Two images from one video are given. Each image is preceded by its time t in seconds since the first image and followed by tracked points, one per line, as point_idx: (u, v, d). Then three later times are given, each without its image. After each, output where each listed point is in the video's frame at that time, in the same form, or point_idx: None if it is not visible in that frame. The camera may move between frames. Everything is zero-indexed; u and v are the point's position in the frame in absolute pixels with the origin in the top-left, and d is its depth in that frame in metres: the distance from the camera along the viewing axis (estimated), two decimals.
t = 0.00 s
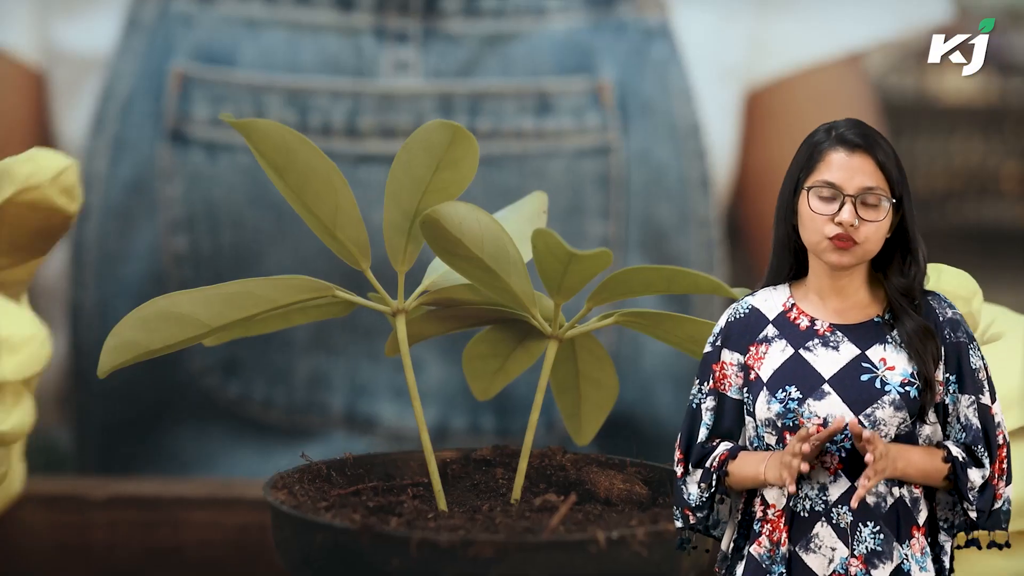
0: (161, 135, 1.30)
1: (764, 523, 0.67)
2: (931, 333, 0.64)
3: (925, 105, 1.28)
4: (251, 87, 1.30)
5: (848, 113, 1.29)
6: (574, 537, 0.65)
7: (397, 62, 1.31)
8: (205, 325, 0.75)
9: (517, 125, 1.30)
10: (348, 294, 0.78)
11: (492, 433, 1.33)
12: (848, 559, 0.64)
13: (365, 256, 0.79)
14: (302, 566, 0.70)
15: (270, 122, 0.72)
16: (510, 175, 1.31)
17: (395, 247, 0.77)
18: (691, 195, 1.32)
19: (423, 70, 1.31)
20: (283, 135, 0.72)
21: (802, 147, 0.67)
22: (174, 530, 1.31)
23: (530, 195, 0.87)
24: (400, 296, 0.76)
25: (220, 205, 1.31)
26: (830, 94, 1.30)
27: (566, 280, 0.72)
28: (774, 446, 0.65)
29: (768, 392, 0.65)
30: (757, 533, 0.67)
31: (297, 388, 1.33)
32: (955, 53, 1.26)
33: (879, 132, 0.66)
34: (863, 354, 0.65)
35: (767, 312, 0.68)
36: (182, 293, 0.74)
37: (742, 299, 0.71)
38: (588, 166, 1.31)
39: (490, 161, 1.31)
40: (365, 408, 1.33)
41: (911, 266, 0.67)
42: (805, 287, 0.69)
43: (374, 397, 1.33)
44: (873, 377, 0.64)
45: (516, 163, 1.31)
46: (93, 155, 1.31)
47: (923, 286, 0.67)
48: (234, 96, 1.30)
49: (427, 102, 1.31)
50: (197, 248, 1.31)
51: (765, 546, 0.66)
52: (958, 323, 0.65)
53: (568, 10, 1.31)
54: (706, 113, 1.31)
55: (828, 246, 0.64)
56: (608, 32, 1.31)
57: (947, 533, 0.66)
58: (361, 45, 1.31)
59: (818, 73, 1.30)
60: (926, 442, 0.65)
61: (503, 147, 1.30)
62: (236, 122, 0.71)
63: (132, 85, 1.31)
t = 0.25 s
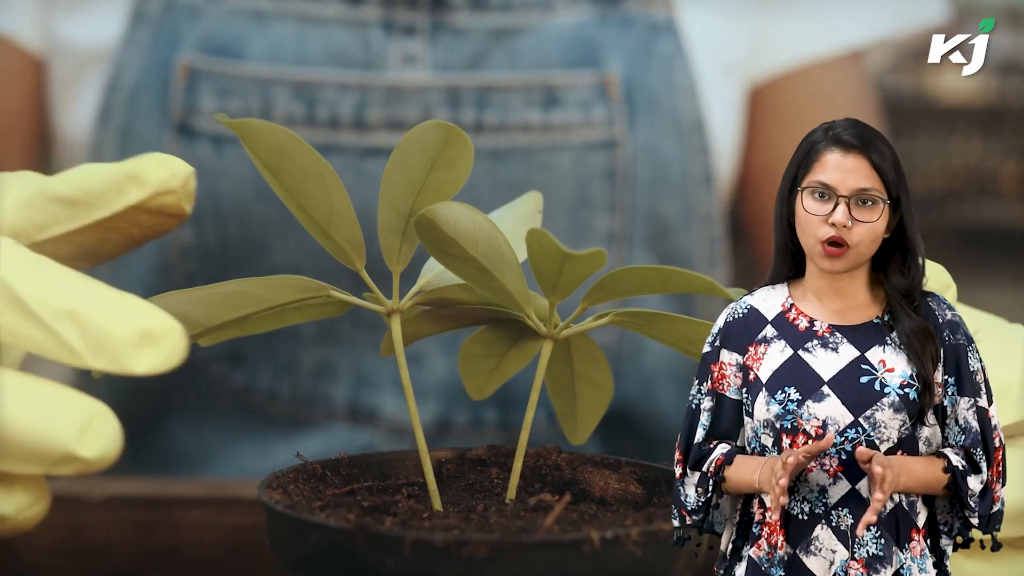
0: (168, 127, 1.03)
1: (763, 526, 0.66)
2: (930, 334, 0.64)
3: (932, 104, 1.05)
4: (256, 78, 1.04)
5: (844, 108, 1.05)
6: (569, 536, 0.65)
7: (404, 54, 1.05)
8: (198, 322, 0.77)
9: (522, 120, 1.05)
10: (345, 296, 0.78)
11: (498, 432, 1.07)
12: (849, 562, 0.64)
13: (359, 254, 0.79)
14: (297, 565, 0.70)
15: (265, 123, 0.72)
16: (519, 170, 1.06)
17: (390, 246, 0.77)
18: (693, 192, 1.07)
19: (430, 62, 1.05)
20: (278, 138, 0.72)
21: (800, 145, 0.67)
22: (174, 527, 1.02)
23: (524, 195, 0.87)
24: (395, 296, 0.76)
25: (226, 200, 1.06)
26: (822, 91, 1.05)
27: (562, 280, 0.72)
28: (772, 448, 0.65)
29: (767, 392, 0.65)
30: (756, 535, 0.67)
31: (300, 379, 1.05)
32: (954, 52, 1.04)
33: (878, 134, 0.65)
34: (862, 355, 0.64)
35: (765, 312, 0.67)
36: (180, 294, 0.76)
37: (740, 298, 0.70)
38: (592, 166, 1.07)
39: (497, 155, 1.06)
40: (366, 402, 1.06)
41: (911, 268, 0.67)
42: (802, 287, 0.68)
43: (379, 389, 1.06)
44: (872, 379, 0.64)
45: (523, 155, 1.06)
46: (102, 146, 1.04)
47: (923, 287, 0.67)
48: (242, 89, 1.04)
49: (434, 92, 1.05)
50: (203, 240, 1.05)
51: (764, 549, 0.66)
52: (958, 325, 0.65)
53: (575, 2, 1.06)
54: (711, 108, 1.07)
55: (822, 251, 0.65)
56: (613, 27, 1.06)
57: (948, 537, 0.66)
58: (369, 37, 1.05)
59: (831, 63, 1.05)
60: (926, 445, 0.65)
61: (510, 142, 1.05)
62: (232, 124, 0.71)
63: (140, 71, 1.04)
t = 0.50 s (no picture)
0: (172, 124, 1.01)
1: (763, 520, 0.67)
2: (928, 334, 0.64)
3: (931, 104, 1.03)
4: (262, 75, 1.01)
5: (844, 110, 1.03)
6: (565, 535, 0.65)
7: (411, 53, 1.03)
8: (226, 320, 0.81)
9: (527, 117, 1.03)
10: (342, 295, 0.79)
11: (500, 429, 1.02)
12: (846, 558, 0.64)
13: (356, 254, 0.80)
14: (293, 563, 0.70)
15: (262, 121, 0.72)
16: (522, 167, 1.04)
17: (387, 245, 0.77)
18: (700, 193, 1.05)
19: (437, 59, 1.03)
20: (275, 136, 0.72)
21: (798, 145, 0.67)
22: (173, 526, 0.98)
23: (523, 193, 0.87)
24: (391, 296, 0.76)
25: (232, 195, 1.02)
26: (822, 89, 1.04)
27: (558, 279, 0.72)
28: (774, 445, 0.65)
29: (765, 392, 0.65)
30: (755, 530, 0.67)
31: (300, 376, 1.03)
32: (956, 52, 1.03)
33: (876, 134, 0.65)
34: (860, 355, 0.64)
35: (764, 311, 0.67)
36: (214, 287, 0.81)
37: (738, 297, 0.70)
38: (597, 164, 1.04)
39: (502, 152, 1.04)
40: (369, 399, 1.03)
41: (910, 268, 0.67)
42: (801, 286, 0.68)
43: (381, 385, 1.03)
44: (870, 379, 0.64)
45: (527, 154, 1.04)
46: (109, 145, 1.01)
47: (921, 287, 0.67)
48: (248, 86, 1.01)
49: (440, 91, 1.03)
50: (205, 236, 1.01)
51: (762, 543, 0.66)
52: (956, 325, 0.65)
53: None
54: (714, 107, 1.04)
55: (817, 247, 0.65)
56: (618, 25, 1.04)
57: (951, 536, 0.66)
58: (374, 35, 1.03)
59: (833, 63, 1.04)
60: (925, 446, 0.65)
61: (516, 139, 1.03)
62: (229, 122, 0.71)
63: (146, 69, 1.01)
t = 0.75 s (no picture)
0: (174, 122, 1.01)
1: (762, 517, 0.67)
2: (927, 334, 0.64)
3: (929, 105, 1.02)
4: (263, 73, 1.01)
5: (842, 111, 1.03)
6: (563, 535, 0.65)
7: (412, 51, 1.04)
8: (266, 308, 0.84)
9: (528, 117, 1.03)
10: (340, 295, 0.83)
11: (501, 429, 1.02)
12: (844, 557, 0.64)
13: (355, 255, 0.80)
14: (291, 563, 0.70)
15: (260, 122, 0.73)
16: (522, 166, 1.04)
17: (384, 244, 0.77)
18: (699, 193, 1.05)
19: (438, 59, 1.04)
20: (273, 137, 0.73)
21: (796, 147, 0.67)
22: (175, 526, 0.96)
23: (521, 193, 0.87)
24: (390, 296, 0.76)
25: (232, 192, 1.02)
26: (822, 87, 1.04)
27: (557, 279, 0.72)
28: (774, 445, 0.65)
29: (763, 392, 0.65)
30: (755, 528, 0.67)
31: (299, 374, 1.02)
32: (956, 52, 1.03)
33: (874, 135, 0.65)
34: (858, 354, 0.64)
35: (762, 311, 0.67)
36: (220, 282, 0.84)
37: (737, 298, 0.70)
38: (598, 164, 1.04)
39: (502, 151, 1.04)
40: (369, 398, 1.03)
41: (909, 269, 0.67)
42: (800, 286, 0.68)
43: (380, 384, 1.03)
44: (868, 378, 0.64)
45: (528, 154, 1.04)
46: (111, 142, 1.01)
47: (920, 287, 0.67)
48: (249, 85, 1.01)
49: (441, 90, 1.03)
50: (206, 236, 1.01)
51: (761, 541, 0.66)
52: (955, 325, 0.65)
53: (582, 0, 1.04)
54: (714, 106, 1.04)
55: (818, 249, 0.65)
56: (618, 25, 1.03)
57: (948, 537, 0.66)
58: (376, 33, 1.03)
59: (831, 63, 1.04)
60: (922, 446, 0.65)
61: (516, 138, 1.03)
62: (226, 121, 0.72)
63: (147, 68, 1.01)
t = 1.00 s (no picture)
0: (178, 119, 1.00)
1: (769, 515, 0.66)
2: (927, 332, 0.64)
3: (929, 105, 1.02)
4: (266, 72, 1.00)
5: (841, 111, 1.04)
6: (563, 536, 0.65)
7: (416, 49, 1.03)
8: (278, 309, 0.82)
9: (530, 116, 1.02)
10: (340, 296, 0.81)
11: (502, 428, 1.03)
12: (842, 552, 0.64)
13: (353, 256, 0.79)
14: (291, 564, 0.70)
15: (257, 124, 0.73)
16: (525, 165, 1.04)
17: (385, 245, 0.77)
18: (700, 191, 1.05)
19: (441, 58, 1.03)
20: (271, 140, 0.73)
21: (796, 149, 0.67)
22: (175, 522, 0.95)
23: (520, 187, 0.87)
24: (390, 295, 0.76)
25: (234, 189, 1.02)
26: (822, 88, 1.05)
27: (556, 279, 0.71)
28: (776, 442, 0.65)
29: (763, 388, 0.65)
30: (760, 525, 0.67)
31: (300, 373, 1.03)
32: (954, 54, 1.02)
33: (872, 134, 0.65)
34: (859, 351, 0.64)
35: (762, 309, 0.67)
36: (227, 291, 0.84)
37: (737, 296, 0.70)
38: (600, 163, 1.04)
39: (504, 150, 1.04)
40: (369, 395, 1.03)
41: (908, 267, 0.67)
42: (801, 286, 0.68)
43: (381, 382, 1.03)
44: (869, 375, 0.64)
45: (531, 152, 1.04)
46: (115, 138, 1.01)
47: (919, 286, 0.67)
48: (253, 83, 1.00)
49: (443, 89, 1.02)
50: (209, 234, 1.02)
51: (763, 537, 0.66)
52: (954, 323, 0.65)
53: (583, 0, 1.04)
54: (716, 109, 1.05)
55: (820, 251, 0.65)
56: (620, 26, 1.03)
57: (937, 535, 0.65)
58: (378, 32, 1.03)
59: (831, 64, 1.04)
60: (918, 441, 0.65)
61: (519, 137, 1.03)
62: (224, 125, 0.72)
63: (150, 66, 1.01)
